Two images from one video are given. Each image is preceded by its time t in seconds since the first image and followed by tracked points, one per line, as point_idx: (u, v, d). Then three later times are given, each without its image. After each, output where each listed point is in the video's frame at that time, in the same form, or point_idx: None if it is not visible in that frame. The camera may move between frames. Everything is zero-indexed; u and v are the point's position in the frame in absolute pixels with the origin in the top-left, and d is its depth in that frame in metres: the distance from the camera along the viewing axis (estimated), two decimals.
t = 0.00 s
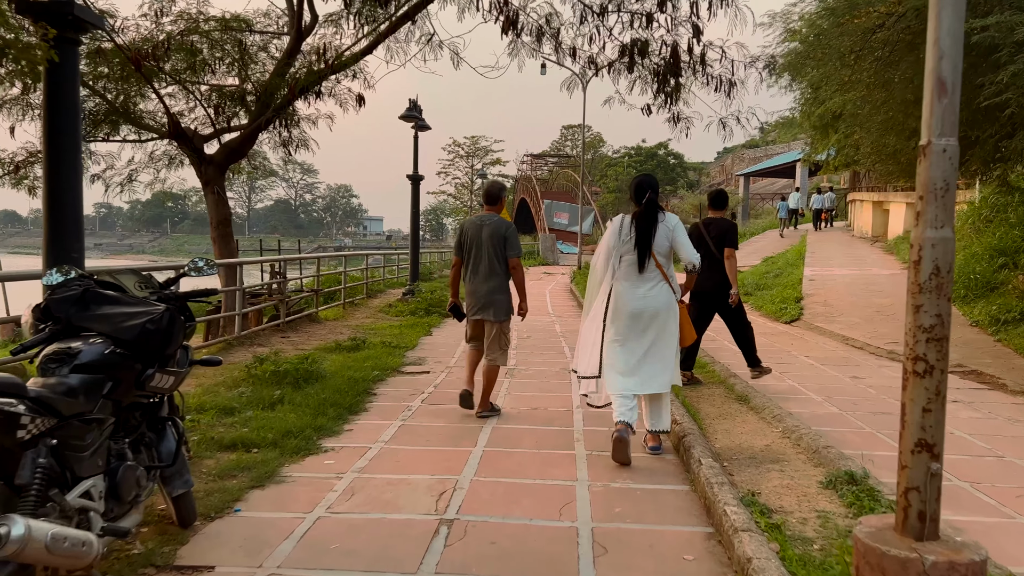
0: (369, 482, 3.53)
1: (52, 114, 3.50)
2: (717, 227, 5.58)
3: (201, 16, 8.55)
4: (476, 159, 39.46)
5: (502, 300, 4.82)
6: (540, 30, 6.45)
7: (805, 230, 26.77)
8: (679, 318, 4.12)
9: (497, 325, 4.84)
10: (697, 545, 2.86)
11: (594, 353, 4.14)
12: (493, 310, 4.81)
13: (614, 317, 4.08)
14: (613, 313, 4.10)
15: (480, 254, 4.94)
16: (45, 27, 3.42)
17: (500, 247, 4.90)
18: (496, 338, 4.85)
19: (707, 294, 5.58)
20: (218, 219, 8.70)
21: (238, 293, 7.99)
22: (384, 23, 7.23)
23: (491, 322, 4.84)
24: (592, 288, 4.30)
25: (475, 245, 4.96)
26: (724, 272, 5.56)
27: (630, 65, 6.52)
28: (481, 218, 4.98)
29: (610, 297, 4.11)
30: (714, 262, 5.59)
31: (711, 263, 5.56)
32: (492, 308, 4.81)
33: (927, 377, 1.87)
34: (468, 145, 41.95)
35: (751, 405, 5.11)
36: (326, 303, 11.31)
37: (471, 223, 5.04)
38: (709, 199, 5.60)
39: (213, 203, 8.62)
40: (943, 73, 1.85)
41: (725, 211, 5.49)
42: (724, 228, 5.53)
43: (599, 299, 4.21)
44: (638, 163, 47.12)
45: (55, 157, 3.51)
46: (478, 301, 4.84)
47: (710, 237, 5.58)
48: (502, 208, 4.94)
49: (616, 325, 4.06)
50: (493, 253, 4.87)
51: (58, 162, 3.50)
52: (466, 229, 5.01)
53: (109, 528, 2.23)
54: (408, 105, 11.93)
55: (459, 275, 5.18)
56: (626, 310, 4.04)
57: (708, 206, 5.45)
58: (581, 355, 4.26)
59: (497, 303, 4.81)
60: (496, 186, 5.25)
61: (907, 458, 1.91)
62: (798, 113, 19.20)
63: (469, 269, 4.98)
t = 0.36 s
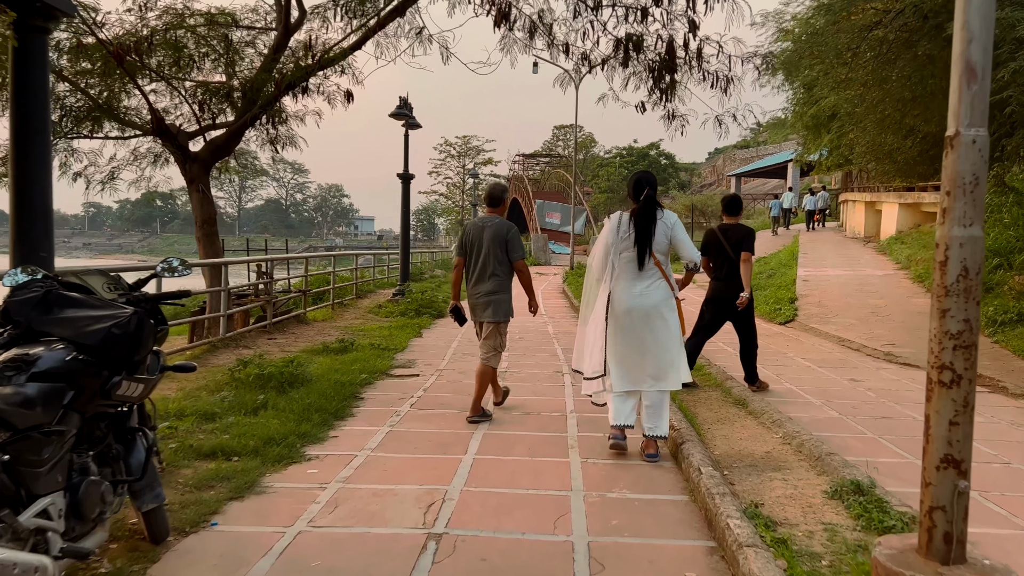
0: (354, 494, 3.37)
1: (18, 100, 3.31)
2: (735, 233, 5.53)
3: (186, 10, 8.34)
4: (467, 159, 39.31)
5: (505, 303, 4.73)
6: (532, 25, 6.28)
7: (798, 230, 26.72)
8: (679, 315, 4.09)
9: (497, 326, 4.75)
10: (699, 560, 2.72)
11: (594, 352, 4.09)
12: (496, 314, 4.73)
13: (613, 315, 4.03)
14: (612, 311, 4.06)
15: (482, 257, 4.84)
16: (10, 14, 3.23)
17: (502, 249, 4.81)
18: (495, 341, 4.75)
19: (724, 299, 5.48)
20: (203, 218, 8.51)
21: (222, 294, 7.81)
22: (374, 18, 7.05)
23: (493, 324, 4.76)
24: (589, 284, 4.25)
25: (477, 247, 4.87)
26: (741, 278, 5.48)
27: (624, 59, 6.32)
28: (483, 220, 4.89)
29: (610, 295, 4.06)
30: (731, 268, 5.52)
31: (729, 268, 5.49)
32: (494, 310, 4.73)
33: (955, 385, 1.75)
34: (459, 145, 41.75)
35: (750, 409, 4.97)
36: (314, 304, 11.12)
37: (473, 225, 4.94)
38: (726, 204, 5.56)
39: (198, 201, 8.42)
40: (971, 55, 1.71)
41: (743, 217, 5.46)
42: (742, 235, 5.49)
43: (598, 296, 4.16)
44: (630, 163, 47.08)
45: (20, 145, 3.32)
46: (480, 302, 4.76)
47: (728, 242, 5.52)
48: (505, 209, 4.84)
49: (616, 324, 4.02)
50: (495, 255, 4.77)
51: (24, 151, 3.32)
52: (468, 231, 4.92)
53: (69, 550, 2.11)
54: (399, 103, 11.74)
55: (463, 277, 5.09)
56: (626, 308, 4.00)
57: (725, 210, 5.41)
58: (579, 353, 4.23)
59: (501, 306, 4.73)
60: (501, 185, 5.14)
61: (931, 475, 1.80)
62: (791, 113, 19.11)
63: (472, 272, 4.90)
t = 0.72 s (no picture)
0: (332, 505, 3.19)
1: None
2: (745, 232, 5.52)
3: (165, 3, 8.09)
4: (456, 159, 39.11)
5: (505, 308, 4.69)
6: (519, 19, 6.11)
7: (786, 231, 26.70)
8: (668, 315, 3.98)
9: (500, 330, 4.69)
10: None
11: (584, 355, 3.99)
12: (496, 319, 4.69)
13: (603, 317, 3.93)
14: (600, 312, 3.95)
15: (480, 260, 4.78)
16: None
17: (499, 251, 4.74)
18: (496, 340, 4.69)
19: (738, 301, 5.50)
20: (182, 218, 8.30)
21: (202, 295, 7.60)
22: (358, 12, 6.87)
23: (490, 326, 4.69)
24: (578, 288, 4.15)
25: (474, 250, 4.80)
26: (753, 278, 5.50)
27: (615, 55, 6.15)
28: (479, 222, 4.82)
29: (597, 297, 3.96)
30: (742, 268, 5.53)
31: (739, 267, 5.51)
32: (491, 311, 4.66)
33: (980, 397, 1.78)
34: (447, 146, 41.54)
35: (744, 413, 4.83)
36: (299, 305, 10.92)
37: (469, 228, 4.86)
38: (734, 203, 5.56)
39: (176, 199, 8.20)
40: (1001, 33, 1.74)
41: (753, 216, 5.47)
42: (753, 234, 5.48)
43: (586, 299, 4.06)
44: (619, 164, 47.02)
45: None
46: (477, 304, 4.70)
47: (738, 242, 5.50)
48: (502, 211, 4.77)
49: (606, 326, 3.92)
50: (493, 259, 4.71)
51: None
52: (464, 234, 4.84)
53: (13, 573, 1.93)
54: (385, 101, 11.54)
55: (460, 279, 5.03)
56: (615, 309, 3.90)
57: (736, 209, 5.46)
58: (571, 357, 4.12)
59: (500, 311, 4.69)
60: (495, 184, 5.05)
61: (956, 491, 1.84)
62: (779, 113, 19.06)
63: (469, 275, 4.84)
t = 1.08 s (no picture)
0: (305, 520, 3.01)
1: None
2: (745, 231, 5.50)
3: None
4: (441, 159, 38.85)
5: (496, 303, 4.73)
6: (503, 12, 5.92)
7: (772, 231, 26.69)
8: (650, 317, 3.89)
9: (498, 325, 4.82)
10: None
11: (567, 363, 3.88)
12: (487, 314, 4.75)
13: (587, 323, 3.83)
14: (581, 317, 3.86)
15: (473, 255, 4.83)
16: None
17: (492, 247, 4.77)
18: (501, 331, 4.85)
19: (739, 301, 5.46)
20: (156, 217, 8.06)
21: (178, 296, 7.37)
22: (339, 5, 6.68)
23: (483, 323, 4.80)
24: (559, 294, 4.04)
25: (467, 245, 4.85)
26: (754, 278, 5.47)
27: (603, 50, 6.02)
28: (473, 217, 4.86)
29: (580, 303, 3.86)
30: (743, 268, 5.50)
31: (739, 266, 5.50)
32: (483, 309, 4.76)
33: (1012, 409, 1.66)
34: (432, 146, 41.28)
35: (735, 417, 4.69)
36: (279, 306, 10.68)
37: (463, 223, 4.92)
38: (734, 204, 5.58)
39: (151, 198, 7.96)
40: None
41: (753, 215, 5.48)
42: (753, 232, 5.46)
43: (568, 305, 3.96)
44: (604, 164, 46.96)
45: None
46: (469, 301, 4.77)
47: (738, 241, 5.48)
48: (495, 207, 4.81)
49: (590, 332, 3.81)
50: (485, 254, 4.76)
51: None
52: (458, 229, 4.89)
53: None
54: (368, 98, 11.34)
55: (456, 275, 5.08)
56: (598, 315, 3.81)
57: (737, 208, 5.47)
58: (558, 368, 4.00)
59: (491, 306, 4.74)
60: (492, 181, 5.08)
61: (987, 513, 1.72)
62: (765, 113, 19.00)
63: (463, 271, 4.89)
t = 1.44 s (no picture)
0: (277, 541, 2.82)
1: None
2: (746, 233, 5.38)
3: None
4: (426, 159, 38.58)
5: (489, 307, 4.61)
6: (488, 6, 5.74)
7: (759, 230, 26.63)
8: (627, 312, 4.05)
9: (493, 329, 4.68)
10: None
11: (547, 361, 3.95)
12: (480, 318, 4.62)
13: (570, 321, 3.89)
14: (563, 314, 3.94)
15: (468, 257, 4.68)
16: None
17: (487, 249, 4.62)
18: (501, 334, 4.72)
19: (739, 304, 5.34)
20: (131, 217, 7.81)
21: (153, 299, 7.14)
22: None
23: (479, 327, 4.67)
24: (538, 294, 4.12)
25: (463, 247, 4.70)
26: (755, 282, 5.35)
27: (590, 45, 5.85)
28: (471, 218, 4.71)
29: (562, 301, 3.93)
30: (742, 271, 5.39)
31: (739, 270, 5.39)
32: (478, 312, 4.63)
33: None
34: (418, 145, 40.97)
35: (729, 424, 4.53)
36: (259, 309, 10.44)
37: (460, 223, 4.78)
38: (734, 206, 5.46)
39: (125, 197, 7.71)
40: None
41: (754, 218, 5.37)
42: (754, 235, 5.34)
43: (548, 304, 4.02)
44: (591, 164, 46.84)
45: None
46: (464, 304, 4.64)
47: (738, 244, 5.36)
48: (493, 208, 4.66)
49: (573, 330, 3.88)
50: (479, 257, 4.61)
51: None
52: (454, 229, 4.75)
53: None
54: (351, 95, 11.12)
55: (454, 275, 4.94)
56: (579, 312, 3.90)
57: (737, 211, 5.34)
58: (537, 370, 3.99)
59: (484, 310, 4.61)
60: (493, 181, 4.91)
61: None
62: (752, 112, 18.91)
63: (457, 273, 4.76)
